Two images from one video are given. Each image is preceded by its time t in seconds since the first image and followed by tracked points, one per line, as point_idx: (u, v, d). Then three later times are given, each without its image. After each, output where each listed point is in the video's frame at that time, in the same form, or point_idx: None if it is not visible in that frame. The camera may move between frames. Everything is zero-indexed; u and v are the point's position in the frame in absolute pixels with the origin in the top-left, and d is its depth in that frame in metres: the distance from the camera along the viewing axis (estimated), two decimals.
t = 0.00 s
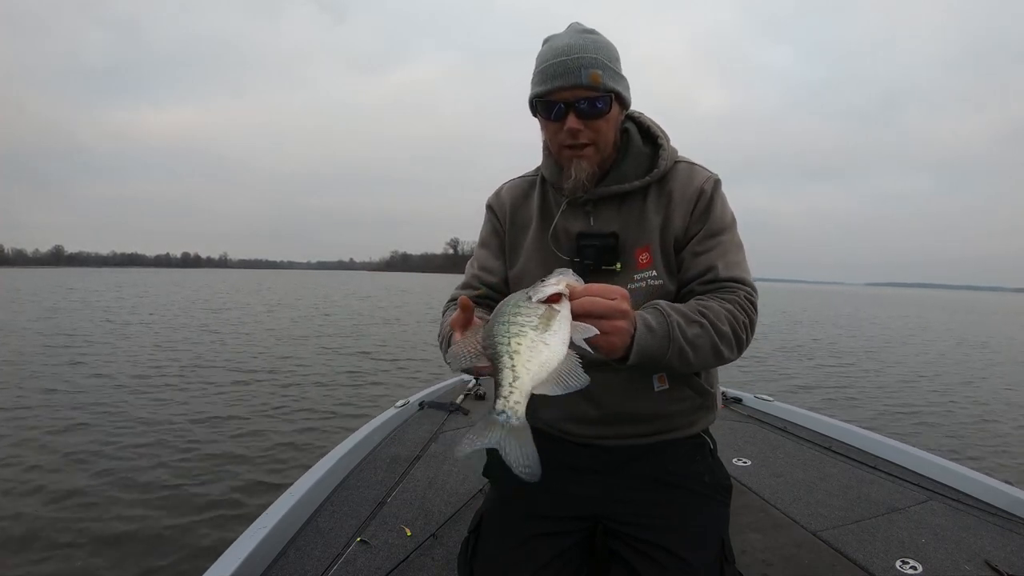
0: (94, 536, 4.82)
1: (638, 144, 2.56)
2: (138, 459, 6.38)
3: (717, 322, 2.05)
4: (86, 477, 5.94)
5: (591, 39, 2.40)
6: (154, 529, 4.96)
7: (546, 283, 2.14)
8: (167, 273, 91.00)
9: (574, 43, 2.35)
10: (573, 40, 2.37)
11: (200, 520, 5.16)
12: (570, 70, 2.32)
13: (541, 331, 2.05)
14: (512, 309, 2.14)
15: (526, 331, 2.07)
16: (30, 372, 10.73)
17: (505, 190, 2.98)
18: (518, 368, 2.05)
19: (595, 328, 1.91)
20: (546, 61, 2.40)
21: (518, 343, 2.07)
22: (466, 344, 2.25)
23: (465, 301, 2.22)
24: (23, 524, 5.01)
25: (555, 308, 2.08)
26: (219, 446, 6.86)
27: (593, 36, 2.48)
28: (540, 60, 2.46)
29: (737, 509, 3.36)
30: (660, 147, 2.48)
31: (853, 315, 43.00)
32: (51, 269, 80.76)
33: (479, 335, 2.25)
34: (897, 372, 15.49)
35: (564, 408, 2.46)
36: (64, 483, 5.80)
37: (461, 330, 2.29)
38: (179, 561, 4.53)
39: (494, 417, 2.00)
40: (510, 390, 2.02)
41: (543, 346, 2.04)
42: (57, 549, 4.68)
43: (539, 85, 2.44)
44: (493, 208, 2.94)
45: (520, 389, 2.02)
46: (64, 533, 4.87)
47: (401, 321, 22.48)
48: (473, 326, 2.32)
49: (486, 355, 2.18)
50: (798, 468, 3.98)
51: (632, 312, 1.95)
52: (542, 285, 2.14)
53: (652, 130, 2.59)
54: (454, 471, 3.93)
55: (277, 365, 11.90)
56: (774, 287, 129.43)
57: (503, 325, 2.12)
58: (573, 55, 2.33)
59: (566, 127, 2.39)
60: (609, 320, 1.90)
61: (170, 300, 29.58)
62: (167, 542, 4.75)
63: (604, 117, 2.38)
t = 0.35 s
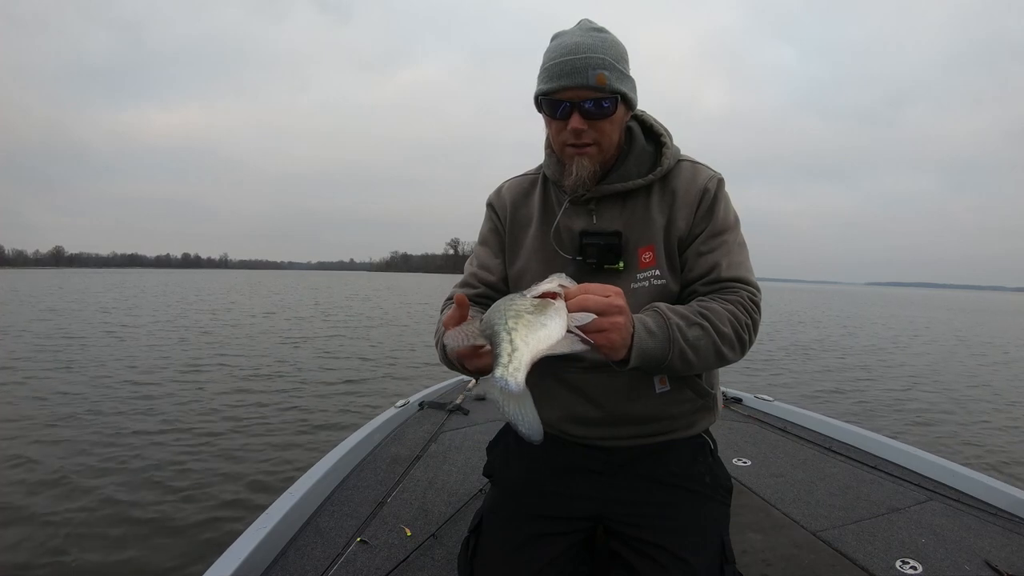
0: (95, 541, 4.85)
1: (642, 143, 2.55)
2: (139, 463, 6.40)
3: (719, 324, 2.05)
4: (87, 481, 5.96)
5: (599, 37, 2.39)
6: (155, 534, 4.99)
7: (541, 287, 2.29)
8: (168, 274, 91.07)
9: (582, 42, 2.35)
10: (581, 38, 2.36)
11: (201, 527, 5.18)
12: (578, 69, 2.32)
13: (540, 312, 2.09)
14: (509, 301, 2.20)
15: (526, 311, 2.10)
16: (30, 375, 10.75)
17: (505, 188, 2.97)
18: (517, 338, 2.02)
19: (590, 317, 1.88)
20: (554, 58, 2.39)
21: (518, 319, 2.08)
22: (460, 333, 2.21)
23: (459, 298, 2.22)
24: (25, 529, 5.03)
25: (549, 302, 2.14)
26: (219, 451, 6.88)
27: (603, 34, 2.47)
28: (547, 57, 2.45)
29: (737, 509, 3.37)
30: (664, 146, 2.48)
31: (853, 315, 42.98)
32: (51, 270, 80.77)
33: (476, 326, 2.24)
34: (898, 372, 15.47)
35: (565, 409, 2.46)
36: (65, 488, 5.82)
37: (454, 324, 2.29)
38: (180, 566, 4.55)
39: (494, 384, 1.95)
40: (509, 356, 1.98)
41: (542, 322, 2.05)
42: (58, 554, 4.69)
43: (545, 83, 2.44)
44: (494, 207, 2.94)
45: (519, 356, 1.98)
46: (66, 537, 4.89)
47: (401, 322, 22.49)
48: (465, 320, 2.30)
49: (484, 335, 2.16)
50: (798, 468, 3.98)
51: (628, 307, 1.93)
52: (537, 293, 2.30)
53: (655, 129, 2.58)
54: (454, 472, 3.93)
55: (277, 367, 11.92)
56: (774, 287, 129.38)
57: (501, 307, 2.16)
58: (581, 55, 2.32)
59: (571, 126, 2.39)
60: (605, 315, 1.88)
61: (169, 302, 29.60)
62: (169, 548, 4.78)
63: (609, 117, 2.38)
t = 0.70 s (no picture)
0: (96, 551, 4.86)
1: (645, 144, 2.55)
2: (139, 469, 6.41)
3: (720, 326, 2.05)
4: (87, 487, 5.97)
5: (606, 37, 2.39)
6: (156, 542, 5.00)
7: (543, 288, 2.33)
8: (167, 273, 91.04)
9: (589, 41, 2.35)
10: (588, 38, 2.36)
11: (202, 533, 5.19)
12: (585, 68, 2.32)
13: (541, 307, 2.11)
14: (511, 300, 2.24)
15: (526, 306, 2.12)
16: (30, 377, 10.75)
17: (508, 187, 2.97)
18: (518, 327, 2.04)
19: (589, 314, 1.87)
20: (561, 57, 2.39)
21: (519, 313, 2.10)
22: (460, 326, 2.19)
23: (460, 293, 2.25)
24: (25, 536, 5.04)
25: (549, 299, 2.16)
26: (219, 454, 6.88)
27: (609, 35, 2.47)
28: (553, 57, 2.45)
29: (737, 509, 3.37)
30: (667, 147, 2.48)
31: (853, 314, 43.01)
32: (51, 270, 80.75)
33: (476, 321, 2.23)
34: (897, 372, 15.48)
35: (565, 409, 2.46)
36: (65, 494, 5.82)
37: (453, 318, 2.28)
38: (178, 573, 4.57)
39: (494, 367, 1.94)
40: (510, 342, 1.98)
41: (543, 313, 2.07)
42: (59, 563, 4.70)
43: (551, 82, 2.44)
44: (495, 206, 2.93)
45: (520, 342, 1.97)
46: (68, 547, 4.91)
47: (401, 322, 22.50)
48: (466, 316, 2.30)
49: (484, 327, 2.18)
50: (798, 468, 3.98)
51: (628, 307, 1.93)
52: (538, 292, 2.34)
53: (658, 129, 2.58)
54: (454, 472, 3.93)
55: (276, 368, 11.92)
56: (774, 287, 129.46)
57: (502, 304, 2.20)
58: (589, 54, 2.33)
59: (577, 125, 2.39)
60: (605, 315, 1.88)
61: (169, 302, 29.61)
62: (169, 557, 4.79)
63: (615, 117, 2.38)
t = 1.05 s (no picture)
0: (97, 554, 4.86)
1: (643, 143, 2.55)
2: (140, 470, 6.41)
3: (718, 326, 2.05)
4: (88, 488, 5.97)
5: (603, 36, 2.39)
6: (157, 544, 5.00)
7: (539, 290, 2.35)
8: (167, 273, 91.01)
9: (586, 41, 2.35)
10: (585, 37, 2.36)
11: (203, 534, 5.20)
12: (581, 68, 2.32)
13: (535, 306, 2.13)
14: (507, 301, 2.25)
15: (521, 306, 2.14)
16: (30, 378, 10.74)
17: (506, 187, 2.97)
18: (511, 321, 2.06)
19: (584, 312, 1.86)
20: (558, 57, 2.39)
21: (514, 312, 2.11)
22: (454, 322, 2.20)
23: (454, 288, 2.27)
24: (26, 538, 5.04)
25: (543, 301, 2.18)
26: (219, 455, 6.88)
27: (606, 34, 2.48)
28: (550, 57, 2.45)
29: (737, 509, 3.37)
30: (666, 146, 2.48)
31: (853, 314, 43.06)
32: (51, 270, 80.73)
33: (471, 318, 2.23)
34: (897, 372, 15.50)
35: (565, 409, 2.46)
36: (65, 495, 5.82)
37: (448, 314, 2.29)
38: None
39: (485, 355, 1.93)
40: (503, 334, 1.98)
41: (538, 310, 2.09)
42: (60, 565, 4.70)
43: (548, 82, 2.44)
44: (494, 207, 2.93)
45: (513, 335, 1.97)
46: (69, 549, 4.91)
47: (401, 323, 22.50)
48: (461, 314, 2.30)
49: (478, 322, 2.18)
50: (798, 468, 3.98)
51: (624, 308, 1.93)
52: (533, 293, 2.35)
53: (656, 129, 2.58)
54: (454, 472, 3.93)
55: (276, 369, 11.93)
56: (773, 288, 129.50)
57: (498, 303, 2.23)
58: (586, 54, 2.33)
59: (575, 126, 2.39)
60: (600, 315, 1.88)
61: (169, 302, 29.60)
62: (170, 559, 4.79)
63: (612, 117, 2.38)
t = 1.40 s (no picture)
0: (98, 557, 4.88)
1: (639, 143, 2.55)
2: (141, 473, 6.42)
3: (716, 325, 2.05)
4: (88, 490, 5.98)
5: (598, 36, 2.39)
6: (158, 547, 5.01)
7: (534, 288, 2.36)
8: (167, 273, 91.00)
9: (581, 40, 2.35)
10: (580, 36, 2.36)
11: (204, 537, 5.20)
12: (576, 66, 2.32)
13: (530, 304, 2.14)
14: (503, 298, 2.26)
15: (517, 303, 2.15)
16: (30, 379, 10.74)
17: (505, 188, 2.97)
18: (505, 317, 2.07)
19: (579, 312, 1.86)
20: (553, 55, 2.39)
21: (509, 308, 2.12)
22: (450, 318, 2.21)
23: (451, 285, 2.28)
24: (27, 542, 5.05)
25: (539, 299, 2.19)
26: (220, 457, 6.89)
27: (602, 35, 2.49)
28: (546, 56, 2.45)
29: (737, 509, 3.37)
30: (662, 146, 2.48)
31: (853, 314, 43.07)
32: (51, 270, 80.74)
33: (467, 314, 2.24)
34: (898, 372, 15.48)
35: (564, 409, 2.46)
36: (66, 498, 5.84)
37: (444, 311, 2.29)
38: None
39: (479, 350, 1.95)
40: (498, 331, 2.00)
41: (533, 307, 2.10)
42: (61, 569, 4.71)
43: (544, 81, 2.44)
44: (493, 208, 2.93)
45: (508, 331, 1.98)
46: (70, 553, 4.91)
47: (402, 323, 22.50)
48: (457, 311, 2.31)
49: (474, 319, 2.19)
50: (798, 468, 3.98)
51: (620, 308, 1.93)
52: (528, 293, 2.35)
53: (653, 130, 2.58)
54: (455, 472, 3.93)
55: (277, 370, 11.94)
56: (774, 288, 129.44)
57: (493, 300, 2.25)
58: (580, 52, 2.32)
59: (569, 123, 2.39)
60: (597, 315, 1.88)
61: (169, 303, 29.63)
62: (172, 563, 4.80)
63: (608, 116, 2.38)
